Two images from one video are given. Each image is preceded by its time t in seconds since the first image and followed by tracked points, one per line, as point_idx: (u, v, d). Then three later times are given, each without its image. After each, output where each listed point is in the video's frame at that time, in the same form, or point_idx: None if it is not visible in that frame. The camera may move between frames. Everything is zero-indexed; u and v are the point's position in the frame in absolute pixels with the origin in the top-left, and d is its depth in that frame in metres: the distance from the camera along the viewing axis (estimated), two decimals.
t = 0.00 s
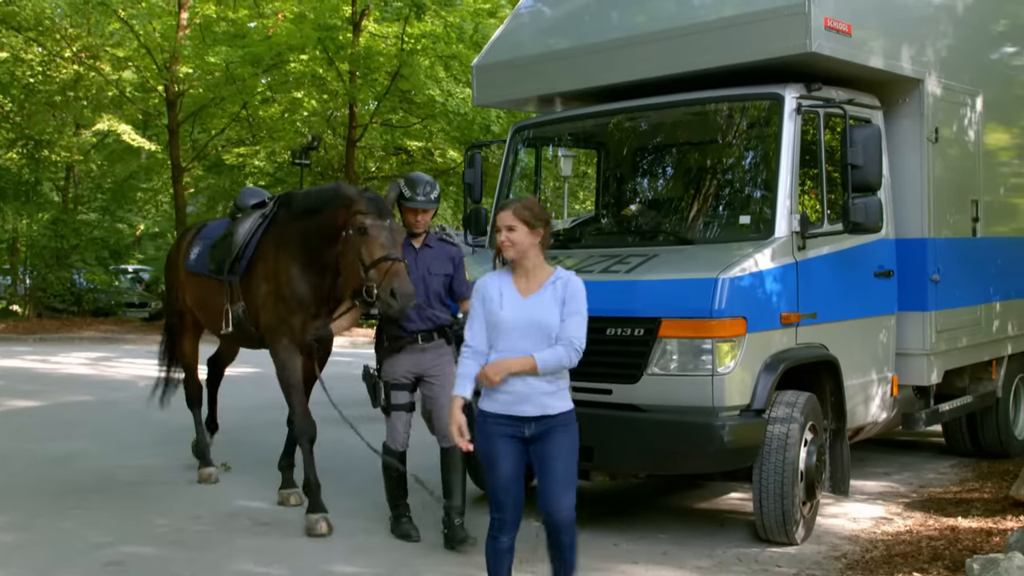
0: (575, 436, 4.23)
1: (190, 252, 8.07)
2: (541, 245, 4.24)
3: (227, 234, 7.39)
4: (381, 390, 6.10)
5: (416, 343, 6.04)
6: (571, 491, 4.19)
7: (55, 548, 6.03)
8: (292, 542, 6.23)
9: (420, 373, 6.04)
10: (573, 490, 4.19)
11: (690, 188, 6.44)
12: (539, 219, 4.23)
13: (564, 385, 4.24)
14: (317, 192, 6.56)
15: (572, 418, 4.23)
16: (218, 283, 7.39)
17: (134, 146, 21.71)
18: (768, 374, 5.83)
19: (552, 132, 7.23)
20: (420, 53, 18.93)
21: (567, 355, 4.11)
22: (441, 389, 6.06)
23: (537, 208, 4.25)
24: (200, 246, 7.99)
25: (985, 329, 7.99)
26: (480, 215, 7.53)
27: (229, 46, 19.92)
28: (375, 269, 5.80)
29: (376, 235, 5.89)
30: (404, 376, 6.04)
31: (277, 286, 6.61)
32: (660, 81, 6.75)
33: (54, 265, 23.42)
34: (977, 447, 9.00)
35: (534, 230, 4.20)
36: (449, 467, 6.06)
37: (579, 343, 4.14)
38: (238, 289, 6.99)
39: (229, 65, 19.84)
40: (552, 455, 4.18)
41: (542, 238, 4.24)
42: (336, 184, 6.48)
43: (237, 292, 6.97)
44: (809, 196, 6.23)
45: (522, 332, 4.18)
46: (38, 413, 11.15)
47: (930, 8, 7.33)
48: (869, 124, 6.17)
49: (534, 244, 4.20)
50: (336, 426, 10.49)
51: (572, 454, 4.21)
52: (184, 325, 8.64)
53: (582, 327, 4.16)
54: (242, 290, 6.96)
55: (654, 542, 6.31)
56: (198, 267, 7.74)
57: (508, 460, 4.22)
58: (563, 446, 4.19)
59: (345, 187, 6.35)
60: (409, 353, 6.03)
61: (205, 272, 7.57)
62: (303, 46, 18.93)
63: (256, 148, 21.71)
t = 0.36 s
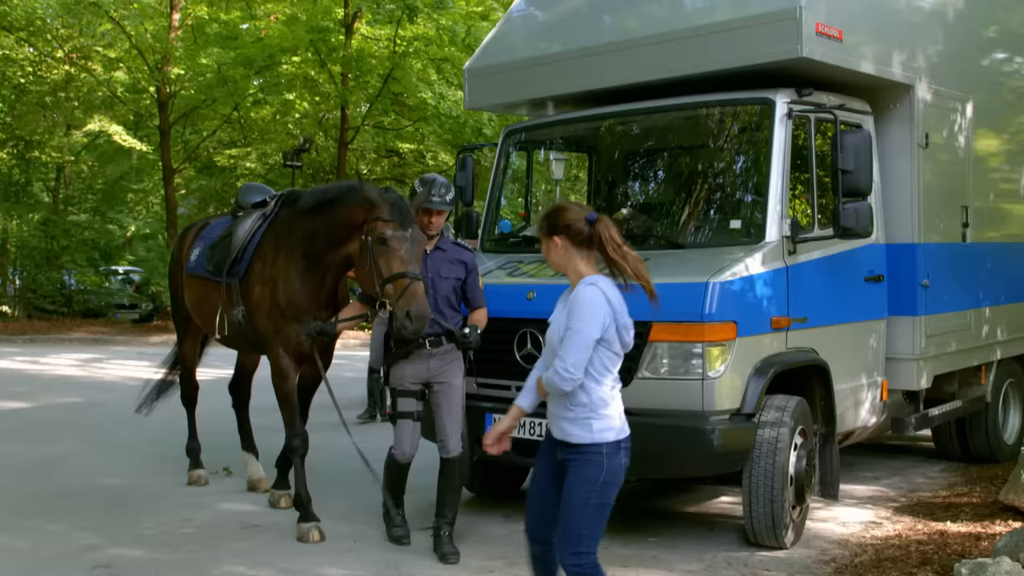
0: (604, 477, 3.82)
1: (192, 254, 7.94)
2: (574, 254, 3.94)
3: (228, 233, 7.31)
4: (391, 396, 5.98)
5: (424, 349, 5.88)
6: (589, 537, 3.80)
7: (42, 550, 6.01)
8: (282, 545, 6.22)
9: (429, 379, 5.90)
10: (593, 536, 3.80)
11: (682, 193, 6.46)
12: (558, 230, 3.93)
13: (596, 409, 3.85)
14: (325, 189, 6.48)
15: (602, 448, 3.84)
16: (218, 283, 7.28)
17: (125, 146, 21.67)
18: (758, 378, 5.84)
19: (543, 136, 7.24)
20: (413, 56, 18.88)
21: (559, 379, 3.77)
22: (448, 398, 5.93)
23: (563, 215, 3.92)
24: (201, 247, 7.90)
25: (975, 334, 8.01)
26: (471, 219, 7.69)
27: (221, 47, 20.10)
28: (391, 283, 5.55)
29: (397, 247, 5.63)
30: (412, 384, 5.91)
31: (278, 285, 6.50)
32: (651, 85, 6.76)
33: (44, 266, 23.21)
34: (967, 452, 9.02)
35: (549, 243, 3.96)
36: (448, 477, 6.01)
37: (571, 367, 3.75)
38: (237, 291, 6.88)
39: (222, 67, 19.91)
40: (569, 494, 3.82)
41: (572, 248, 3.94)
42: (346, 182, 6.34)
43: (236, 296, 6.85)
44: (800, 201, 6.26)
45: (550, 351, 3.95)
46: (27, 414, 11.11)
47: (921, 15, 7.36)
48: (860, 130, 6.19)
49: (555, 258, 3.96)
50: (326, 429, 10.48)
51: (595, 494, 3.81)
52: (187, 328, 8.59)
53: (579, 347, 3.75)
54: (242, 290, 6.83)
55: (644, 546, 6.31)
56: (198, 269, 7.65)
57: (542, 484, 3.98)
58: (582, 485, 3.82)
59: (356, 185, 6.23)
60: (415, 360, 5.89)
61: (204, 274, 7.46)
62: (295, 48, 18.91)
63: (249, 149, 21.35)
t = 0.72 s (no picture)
0: (626, 472, 3.80)
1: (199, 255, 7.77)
2: (617, 241, 3.88)
3: (233, 232, 7.11)
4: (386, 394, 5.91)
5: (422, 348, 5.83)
6: (619, 532, 3.83)
7: (35, 549, 6.00)
8: (275, 543, 6.22)
9: (424, 379, 5.87)
10: (623, 532, 3.83)
11: (674, 191, 6.47)
12: (605, 215, 3.87)
13: (625, 402, 3.85)
14: (334, 181, 6.28)
15: (630, 441, 3.82)
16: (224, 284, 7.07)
17: (117, 144, 21.63)
18: (750, 377, 5.86)
19: (536, 135, 7.25)
20: (405, 54, 18.79)
21: (583, 372, 3.83)
22: (442, 398, 5.94)
23: (611, 202, 3.85)
24: (207, 249, 7.72)
25: (966, 333, 8.04)
26: (464, 216, 7.44)
27: (214, 46, 19.95)
28: (411, 282, 5.40)
29: (418, 245, 5.47)
30: (409, 382, 5.86)
31: (290, 282, 6.27)
32: (644, 84, 6.76)
33: (36, 264, 23.25)
34: (958, 450, 9.05)
35: (594, 227, 3.90)
36: (442, 477, 5.98)
37: (589, 357, 3.80)
38: (245, 290, 6.72)
39: (214, 65, 19.97)
40: (603, 489, 3.88)
41: (617, 236, 3.87)
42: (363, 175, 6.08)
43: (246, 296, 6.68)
44: (792, 199, 6.26)
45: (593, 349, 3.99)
46: (19, 412, 11.10)
47: (913, 14, 7.37)
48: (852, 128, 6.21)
49: (600, 243, 3.90)
50: (319, 428, 10.48)
51: (620, 489, 3.82)
52: (194, 329, 8.50)
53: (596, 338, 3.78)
54: (252, 290, 6.66)
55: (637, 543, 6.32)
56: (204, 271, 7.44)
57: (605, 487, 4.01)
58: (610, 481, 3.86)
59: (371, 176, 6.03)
60: (411, 359, 5.84)
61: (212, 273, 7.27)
62: (287, 46, 18.88)
63: (241, 147, 21.46)
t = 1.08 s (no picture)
0: (693, 471, 3.70)
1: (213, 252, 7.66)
2: (688, 248, 3.78)
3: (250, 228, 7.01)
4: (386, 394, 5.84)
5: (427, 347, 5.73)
6: (672, 527, 3.74)
7: (35, 547, 6.00)
8: (275, 542, 6.22)
9: (425, 379, 5.78)
10: (676, 527, 3.74)
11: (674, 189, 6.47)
12: (672, 223, 3.77)
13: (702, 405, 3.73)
14: (353, 176, 6.17)
15: (702, 443, 3.72)
16: (240, 281, 6.97)
17: (116, 143, 21.62)
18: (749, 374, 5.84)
19: (536, 133, 7.25)
20: (405, 53, 18.72)
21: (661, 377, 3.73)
22: (442, 398, 5.84)
23: (677, 207, 3.76)
24: (222, 245, 7.59)
25: (966, 331, 8.04)
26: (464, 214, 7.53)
27: (213, 44, 20.01)
28: (436, 277, 5.28)
29: (443, 239, 5.35)
30: (409, 382, 5.77)
31: (301, 279, 6.17)
32: (644, 82, 6.76)
33: (35, 263, 23.10)
34: (958, 448, 9.06)
35: (663, 236, 3.81)
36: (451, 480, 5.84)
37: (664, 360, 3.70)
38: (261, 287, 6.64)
39: (212, 64, 20.01)
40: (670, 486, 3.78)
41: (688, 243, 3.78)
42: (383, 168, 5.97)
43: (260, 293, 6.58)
44: (792, 197, 6.26)
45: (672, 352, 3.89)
46: (19, 411, 11.10)
47: (912, 11, 7.37)
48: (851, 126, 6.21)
49: (670, 251, 3.81)
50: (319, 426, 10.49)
51: (685, 487, 3.72)
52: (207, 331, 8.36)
53: (671, 340, 3.69)
54: (265, 286, 6.56)
55: (636, 542, 6.32)
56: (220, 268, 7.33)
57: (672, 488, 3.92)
58: (676, 477, 3.76)
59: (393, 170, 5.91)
60: (413, 358, 5.75)
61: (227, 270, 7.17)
62: (286, 44, 18.87)
63: (240, 146, 21.42)
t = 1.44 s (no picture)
0: (735, 472, 3.73)
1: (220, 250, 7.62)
2: (724, 239, 3.78)
3: (259, 226, 7.00)
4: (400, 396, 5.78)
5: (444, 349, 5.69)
6: (731, 535, 3.76)
7: (35, 547, 5.99)
8: (274, 542, 6.22)
9: (440, 381, 5.74)
10: (734, 534, 3.76)
11: (673, 189, 6.48)
12: (708, 213, 3.78)
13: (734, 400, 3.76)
14: (366, 172, 6.19)
15: (738, 441, 3.75)
16: (250, 280, 6.96)
17: (115, 142, 21.62)
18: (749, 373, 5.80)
19: (535, 133, 7.25)
20: (404, 53, 18.72)
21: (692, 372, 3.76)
22: (457, 402, 5.82)
23: (714, 198, 3.77)
24: (230, 242, 7.57)
25: (965, 331, 8.04)
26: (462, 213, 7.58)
27: (213, 43, 20.15)
28: (458, 272, 5.25)
29: (463, 234, 5.34)
30: (425, 384, 5.72)
31: (317, 277, 6.16)
32: (643, 82, 6.76)
33: (35, 263, 23.07)
34: (957, 448, 9.06)
35: (700, 227, 3.81)
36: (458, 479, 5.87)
37: (695, 356, 3.72)
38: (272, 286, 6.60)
39: (212, 63, 19.97)
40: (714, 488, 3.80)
41: (725, 233, 3.78)
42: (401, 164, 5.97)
43: (270, 292, 6.56)
44: (791, 197, 6.26)
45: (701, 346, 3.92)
46: (18, 411, 11.10)
47: (912, 11, 7.37)
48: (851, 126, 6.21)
49: (706, 243, 3.81)
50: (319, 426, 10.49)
51: (730, 490, 3.75)
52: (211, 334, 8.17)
53: (701, 336, 3.71)
54: (277, 285, 6.54)
55: (636, 541, 6.32)
56: (227, 266, 7.32)
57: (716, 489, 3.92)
58: (720, 484, 3.79)
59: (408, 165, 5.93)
60: (430, 361, 5.70)
61: (235, 270, 7.14)
62: (286, 44, 18.87)
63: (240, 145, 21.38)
